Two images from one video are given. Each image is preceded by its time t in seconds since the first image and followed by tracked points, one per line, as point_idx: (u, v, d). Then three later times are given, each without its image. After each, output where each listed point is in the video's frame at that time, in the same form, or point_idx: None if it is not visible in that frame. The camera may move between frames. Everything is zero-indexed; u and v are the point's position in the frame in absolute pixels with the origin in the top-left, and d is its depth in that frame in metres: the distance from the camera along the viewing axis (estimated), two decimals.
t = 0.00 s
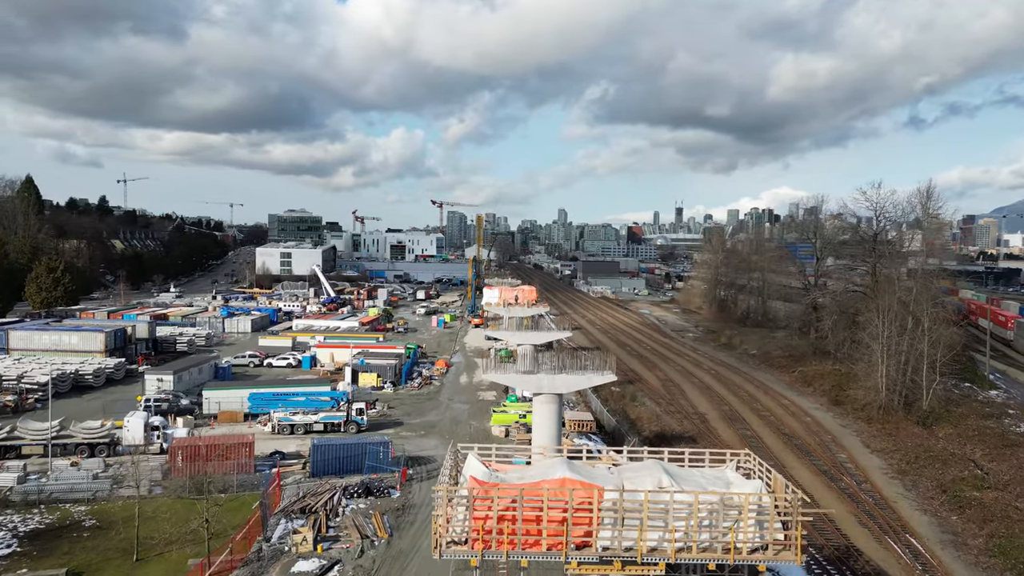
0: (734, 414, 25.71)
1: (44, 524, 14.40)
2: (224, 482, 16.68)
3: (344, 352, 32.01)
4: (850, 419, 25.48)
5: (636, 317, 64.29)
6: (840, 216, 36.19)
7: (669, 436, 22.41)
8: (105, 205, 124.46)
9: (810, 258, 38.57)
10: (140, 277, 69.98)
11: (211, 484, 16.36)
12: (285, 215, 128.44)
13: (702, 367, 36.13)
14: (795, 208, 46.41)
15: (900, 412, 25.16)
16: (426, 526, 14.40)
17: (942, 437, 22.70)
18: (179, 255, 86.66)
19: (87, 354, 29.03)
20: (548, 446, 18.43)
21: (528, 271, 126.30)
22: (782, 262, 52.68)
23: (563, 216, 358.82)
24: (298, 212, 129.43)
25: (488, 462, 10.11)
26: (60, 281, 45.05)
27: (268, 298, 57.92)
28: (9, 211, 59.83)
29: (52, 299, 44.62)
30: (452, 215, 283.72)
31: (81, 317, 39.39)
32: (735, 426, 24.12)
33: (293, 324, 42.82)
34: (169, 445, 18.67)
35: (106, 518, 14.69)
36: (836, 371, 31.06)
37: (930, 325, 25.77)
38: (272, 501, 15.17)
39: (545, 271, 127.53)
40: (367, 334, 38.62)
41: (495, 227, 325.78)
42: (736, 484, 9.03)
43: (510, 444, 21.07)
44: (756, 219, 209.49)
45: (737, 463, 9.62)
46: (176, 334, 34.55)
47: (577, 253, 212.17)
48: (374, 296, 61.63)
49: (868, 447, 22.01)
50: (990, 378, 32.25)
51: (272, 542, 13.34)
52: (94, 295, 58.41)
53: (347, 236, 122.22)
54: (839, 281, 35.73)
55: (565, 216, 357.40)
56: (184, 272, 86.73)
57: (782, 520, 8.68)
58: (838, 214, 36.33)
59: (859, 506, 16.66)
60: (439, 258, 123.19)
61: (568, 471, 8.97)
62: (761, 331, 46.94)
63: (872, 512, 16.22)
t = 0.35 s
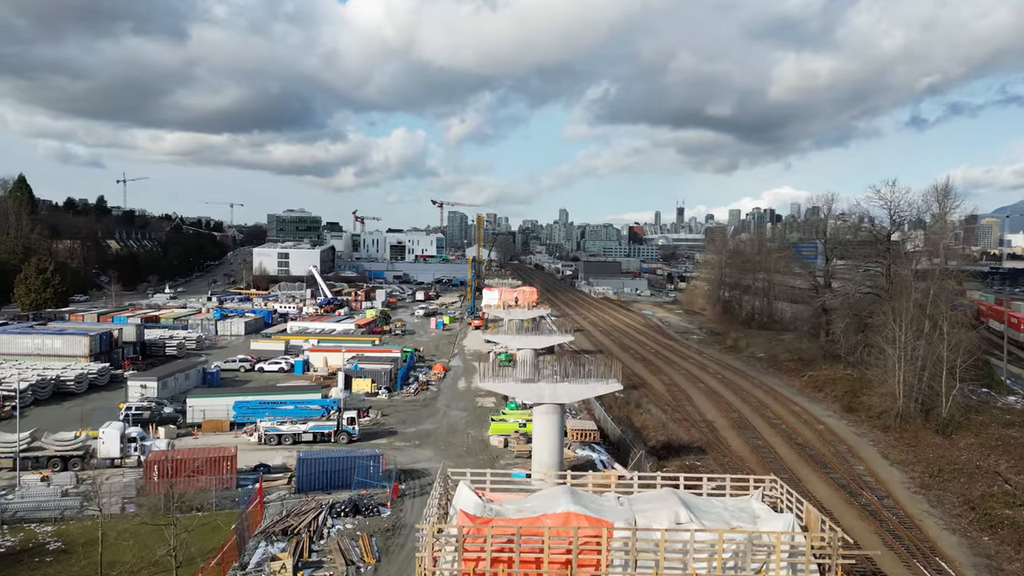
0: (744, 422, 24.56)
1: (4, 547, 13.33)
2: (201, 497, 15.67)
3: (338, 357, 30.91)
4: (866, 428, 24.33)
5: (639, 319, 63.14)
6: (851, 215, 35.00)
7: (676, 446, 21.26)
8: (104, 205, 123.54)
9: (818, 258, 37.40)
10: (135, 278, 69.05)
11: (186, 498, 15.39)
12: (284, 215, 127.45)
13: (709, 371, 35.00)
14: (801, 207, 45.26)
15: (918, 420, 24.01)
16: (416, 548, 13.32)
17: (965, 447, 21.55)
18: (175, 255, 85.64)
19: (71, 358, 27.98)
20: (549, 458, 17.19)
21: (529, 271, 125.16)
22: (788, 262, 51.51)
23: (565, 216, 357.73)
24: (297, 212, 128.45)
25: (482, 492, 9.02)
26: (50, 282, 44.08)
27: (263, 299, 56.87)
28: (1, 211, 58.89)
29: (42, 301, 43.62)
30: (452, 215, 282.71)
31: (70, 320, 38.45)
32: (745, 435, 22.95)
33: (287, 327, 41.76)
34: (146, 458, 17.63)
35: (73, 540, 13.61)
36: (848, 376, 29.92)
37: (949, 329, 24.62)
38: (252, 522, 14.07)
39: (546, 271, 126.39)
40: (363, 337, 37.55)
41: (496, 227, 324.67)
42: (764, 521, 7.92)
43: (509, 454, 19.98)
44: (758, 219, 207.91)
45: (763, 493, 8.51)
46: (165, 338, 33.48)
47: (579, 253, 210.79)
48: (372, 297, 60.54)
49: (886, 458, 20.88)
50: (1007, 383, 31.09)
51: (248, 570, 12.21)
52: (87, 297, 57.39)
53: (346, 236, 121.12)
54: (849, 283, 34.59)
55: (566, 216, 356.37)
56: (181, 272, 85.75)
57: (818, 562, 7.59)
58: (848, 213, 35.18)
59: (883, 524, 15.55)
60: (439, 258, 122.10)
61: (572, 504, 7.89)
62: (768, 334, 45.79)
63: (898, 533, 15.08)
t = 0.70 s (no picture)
0: (754, 430, 23.42)
1: None
2: (178, 515, 14.76)
3: (331, 361, 29.84)
4: (883, 437, 23.19)
5: (642, 320, 61.99)
6: (861, 213, 33.83)
7: (684, 456, 20.11)
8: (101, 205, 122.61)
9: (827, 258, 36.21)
10: (131, 278, 68.04)
11: (160, 519, 14.40)
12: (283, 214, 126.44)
13: (715, 375, 33.89)
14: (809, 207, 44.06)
15: (937, 428, 22.85)
16: None
17: (989, 457, 20.41)
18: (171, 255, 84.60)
19: (53, 363, 26.92)
20: (551, 472, 16.07)
21: (530, 271, 124.08)
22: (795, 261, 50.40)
23: (566, 216, 356.62)
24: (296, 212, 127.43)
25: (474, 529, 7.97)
26: (39, 283, 43.04)
27: (259, 301, 55.78)
28: None
29: (31, 302, 42.60)
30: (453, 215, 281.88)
31: (58, 322, 37.41)
32: (756, 444, 21.77)
33: (281, 329, 40.69)
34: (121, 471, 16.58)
35: (34, 565, 12.57)
36: (860, 382, 28.75)
37: (969, 333, 23.47)
38: (229, 546, 13.00)
39: (547, 271, 125.27)
40: (358, 340, 36.43)
41: (497, 227, 323.60)
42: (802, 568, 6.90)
43: (508, 466, 18.87)
44: (761, 220, 206.43)
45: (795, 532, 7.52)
46: (154, 341, 32.39)
47: (580, 253, 209.42)
48: (370, 298, 59.44)
49: (907, 470, 19.75)
50: None
51: None
52: (80, 298, 56.35)
53: (346, 236, 120.12)
54: (859, 284, 33.46)
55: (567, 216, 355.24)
56: (178, 273, 84.71)
57: None
58: (858, 213, 33.98)
59: (909, 545, 14.46)
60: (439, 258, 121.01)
61: (576, 548, 6.78)
62: (775, 336, 44.62)
63: (928, 556, 13.95)
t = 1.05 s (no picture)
0: (766, 440, 22.26)
1: None
2: (150, 536, 13.70)
3: (323, 366, 28.71)
4: (901, 448, 22.03)
5: (645, 321, 60.81)
6: (874, 211, 32.54)
7: (693, 469, 18.98)
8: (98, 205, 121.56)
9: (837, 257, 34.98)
10: (125, 279, 67.01)
11: (129, 540, 13.32)
12: (281, 214, 125.37)
13: (722, 379, 32.76)
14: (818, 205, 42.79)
15: (959, 437, 21.68)
16: None
17: (1017, 470, 19.23)
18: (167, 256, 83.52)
19: (33, 368, 25.85)
20: (552, 490, 14.93)
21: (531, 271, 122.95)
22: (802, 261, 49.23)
23: (566, 216, 355.43)
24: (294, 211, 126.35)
25: None
26: (27, 284, 41.99)
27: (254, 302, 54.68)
28: None
29: (19, 304, 41.55)
30: (454, 215, 280.87)
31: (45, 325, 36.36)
32: (769, 455, 20.59)
33: (275, 331, 39.59)
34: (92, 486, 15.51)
35: None
36: (875, 387, 27.58)
37: (993, 337, 22.27)
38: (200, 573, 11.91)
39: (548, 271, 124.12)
40: (353, 342, 35.29)
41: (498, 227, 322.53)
42: None
43: (507, 479, 17.76)
44: (763, 220, 205.07)
45: None
46: (141, 345, 31.27)
47: (581, 253, 208.19)
48: (368, 299, 58.32)
49: (930, 484, 18.58)
50: None
51: None
52: (72, 299, 55.29)
53: (345, 236, 118.86)
54: (870, 285, 32.25)
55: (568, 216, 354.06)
56: (174, 273, 83.63)
57: None
58: (870, 211, 32.70)
59: (941, 571, 13.31)
60: (439, 258, 119.89)
61: None
62: (782, 338, 43.46)
63: None
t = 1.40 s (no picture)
0: (779, 450, 21.11)
1: None
2: (117, 562, 12.59)
3: (316, 370, 27.62)
4: (923, 459, 20.87)
5: (648, 322, 59.69)
6: (888, 210, 31.31)
7: (704, 483, 17.86)
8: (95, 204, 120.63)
9: (848, 258, 33.78)
10: (120, 279, 66.01)
11: (93, 567, 12.22)
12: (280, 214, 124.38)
13: (729, 383, 31.65)
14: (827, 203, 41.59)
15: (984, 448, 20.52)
16: None
17: None
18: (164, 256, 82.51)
19: (12, 373, 24.80)
20: (555, 510, 13.82)
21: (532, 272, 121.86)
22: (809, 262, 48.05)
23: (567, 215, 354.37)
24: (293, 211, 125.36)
25: None
26: (15, 285, 40.95)
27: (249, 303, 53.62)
28: None
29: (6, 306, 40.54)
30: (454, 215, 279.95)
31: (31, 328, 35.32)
32: (783, 467, 19.45)
33: (268, 334, 38.50)
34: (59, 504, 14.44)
35: None
36: (890, 393, 26.43)
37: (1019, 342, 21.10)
38: None
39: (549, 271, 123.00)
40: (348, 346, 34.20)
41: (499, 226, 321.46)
42: None
43: (506, 495, 16.68)
44: (766, 220, 203.73)
45: None
46: (128, 348, 30.21)
47: (582, 252, 207.08)
48: (365, 300, 57.24)
49: (957, 500, 17.44)
50: None
51: None
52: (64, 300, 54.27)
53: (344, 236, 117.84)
54: (883, 286, 31.09)
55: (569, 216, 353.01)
56: (170, 273, 82.60)
57: None
58: (883, 209, 31.48)
59: None
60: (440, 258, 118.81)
61: None
62: (790, 340, 42.34)
63: None
